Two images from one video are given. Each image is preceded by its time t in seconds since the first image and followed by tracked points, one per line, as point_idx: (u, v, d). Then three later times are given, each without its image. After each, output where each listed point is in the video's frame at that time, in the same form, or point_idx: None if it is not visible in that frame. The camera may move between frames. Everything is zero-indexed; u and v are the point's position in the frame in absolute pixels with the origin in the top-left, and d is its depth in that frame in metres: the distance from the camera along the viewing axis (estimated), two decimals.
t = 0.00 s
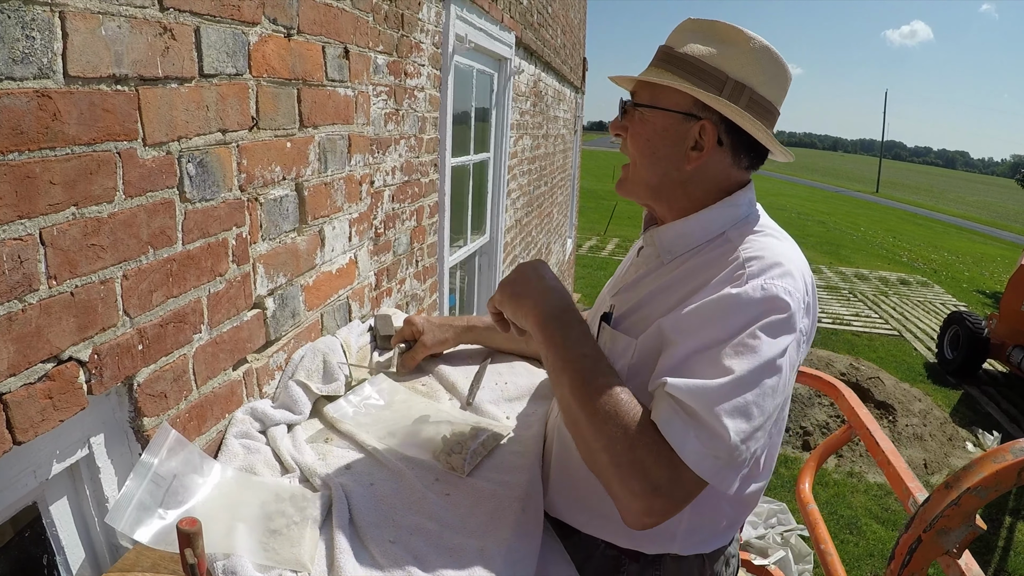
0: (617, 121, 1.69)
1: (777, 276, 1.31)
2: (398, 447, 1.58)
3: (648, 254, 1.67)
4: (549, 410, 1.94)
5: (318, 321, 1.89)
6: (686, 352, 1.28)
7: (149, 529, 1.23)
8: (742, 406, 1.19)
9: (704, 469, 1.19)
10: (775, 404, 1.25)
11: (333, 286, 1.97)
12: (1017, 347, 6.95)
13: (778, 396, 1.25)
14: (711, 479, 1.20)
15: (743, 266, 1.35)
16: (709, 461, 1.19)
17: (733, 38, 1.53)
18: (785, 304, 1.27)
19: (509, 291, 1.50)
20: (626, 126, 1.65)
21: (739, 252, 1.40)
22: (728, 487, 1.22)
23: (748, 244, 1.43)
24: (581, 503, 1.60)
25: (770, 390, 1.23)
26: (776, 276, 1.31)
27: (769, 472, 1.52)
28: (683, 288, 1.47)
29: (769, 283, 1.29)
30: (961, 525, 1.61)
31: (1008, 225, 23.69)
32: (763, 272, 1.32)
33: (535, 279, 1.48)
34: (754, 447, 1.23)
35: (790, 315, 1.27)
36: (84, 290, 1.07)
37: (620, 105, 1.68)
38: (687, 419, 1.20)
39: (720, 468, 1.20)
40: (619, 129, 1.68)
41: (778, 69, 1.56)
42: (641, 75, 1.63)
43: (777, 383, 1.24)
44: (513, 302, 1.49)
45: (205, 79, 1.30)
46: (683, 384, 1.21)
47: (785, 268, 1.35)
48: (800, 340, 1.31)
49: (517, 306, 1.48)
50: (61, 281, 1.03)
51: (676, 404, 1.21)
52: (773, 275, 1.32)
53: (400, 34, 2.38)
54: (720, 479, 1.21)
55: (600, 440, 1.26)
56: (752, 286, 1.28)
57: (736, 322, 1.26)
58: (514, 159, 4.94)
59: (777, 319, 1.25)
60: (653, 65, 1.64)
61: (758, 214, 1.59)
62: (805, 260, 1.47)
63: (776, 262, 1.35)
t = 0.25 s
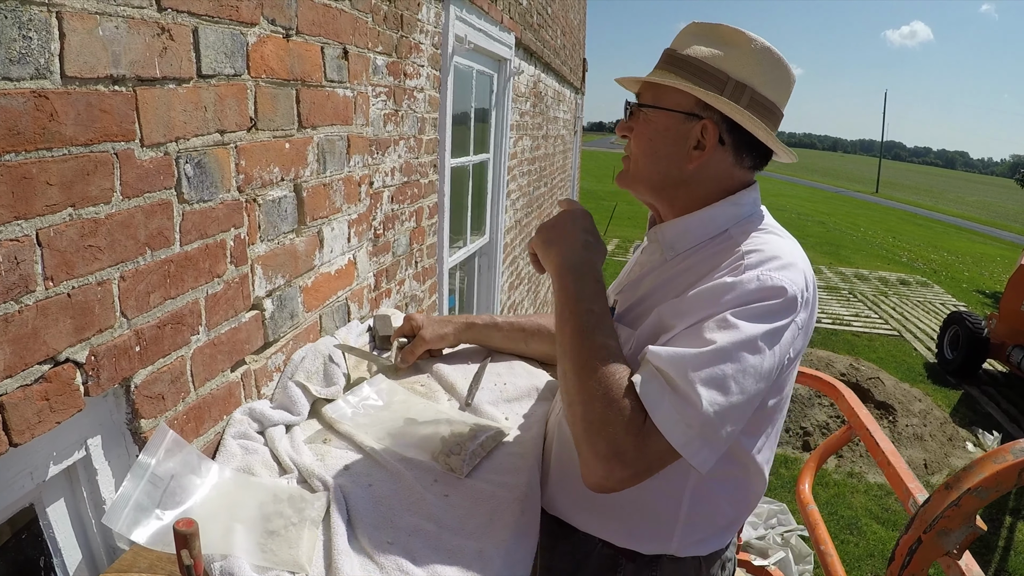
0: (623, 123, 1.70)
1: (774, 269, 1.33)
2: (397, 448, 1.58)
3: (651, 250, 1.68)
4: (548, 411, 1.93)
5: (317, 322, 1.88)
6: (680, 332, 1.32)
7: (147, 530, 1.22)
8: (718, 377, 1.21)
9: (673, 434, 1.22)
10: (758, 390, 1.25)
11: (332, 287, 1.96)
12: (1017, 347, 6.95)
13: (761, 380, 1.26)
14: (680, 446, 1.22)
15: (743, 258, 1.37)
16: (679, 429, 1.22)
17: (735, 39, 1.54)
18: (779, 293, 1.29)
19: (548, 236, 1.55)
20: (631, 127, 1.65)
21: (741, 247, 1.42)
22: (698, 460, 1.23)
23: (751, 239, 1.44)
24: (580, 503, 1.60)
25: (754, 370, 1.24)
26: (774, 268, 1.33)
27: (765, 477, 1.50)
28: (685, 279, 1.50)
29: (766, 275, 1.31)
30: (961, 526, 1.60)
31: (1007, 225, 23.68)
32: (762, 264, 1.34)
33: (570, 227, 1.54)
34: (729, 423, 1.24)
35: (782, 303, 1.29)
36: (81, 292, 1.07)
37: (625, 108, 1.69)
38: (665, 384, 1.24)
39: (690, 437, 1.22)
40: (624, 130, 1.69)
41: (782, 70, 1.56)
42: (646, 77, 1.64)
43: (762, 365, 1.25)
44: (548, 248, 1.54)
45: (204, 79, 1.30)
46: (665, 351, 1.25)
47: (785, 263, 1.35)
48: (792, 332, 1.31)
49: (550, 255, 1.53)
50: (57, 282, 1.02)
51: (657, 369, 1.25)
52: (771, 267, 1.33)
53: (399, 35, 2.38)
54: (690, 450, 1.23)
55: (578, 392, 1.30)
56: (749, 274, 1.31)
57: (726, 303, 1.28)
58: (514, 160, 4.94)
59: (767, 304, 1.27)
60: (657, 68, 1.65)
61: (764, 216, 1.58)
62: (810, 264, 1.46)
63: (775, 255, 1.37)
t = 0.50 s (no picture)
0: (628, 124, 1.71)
1: (776, 270, 1.33)
2: (394, 452, 1.58)
3: (653, 252, 1.68)
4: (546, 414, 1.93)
5: (315, 326, 1.88)
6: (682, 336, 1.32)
7: (144, 534, 1.22)
8: (725, 384, 1.20)
9: (682, 445, 1.21)
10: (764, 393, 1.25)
11: (331, 292, 1.96)
12: (1017, 348, 6.93)
13: (766, 384, 1.26)
14: (690, 456, 1.21)
15: (743, 259, 1.38)
16: (688, 439, 1.21)
17: (738, 44, 1.54)
18: (782, 294, 1.29)
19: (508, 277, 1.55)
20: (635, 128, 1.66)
21: (742, 248, 1.42)
22: (709, 469, 1.23)
23: (752, 241, 1.44)
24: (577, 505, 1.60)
25: (758, 374, 1.24)
26: (776, 269, 1.33)
27: (769, 478, 1.51)
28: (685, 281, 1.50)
29: (767, 275, 1.31)
30: (956, 531, 1.60)
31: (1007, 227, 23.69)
32: (763, 266, 1.34)
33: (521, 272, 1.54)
34: (737, 430, 1.23)
35: (786, 305, 1.29)
36: (78, 298, 1.06)
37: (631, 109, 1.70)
38: (669, 394, 1.23)
39: (699, 446, 1.21)
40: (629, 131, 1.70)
41: (783, 77, 1.56)
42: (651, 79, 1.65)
43: (766, 368, 1.25)
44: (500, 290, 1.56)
45: (201, 84, 1.30)
46: (669, 361, 1.24)
47: (787, 265, 1.35)
48: (796, 334, 1.31)
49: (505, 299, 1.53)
50: (54, 289, 1.02)
51: (661, 379, 1.24)
52: (772, 269, 1.33)
53: (398, 38, 2.38)
54: (701, 460, 1.22)
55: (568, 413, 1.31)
56: (751, 276, 1.31)
57: (729, 306, 1.28)
58: (513, 162, 4.94)
59: (771, 306, 1.27)
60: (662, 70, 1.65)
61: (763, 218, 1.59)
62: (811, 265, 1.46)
63: (775, 256, 1.37)
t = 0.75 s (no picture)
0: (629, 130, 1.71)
1: (775, 271, 1.33)
2: (395, 458, 1.57)
3: (654, 256, 1.67)
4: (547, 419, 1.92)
5: (315, 330, 1.88)
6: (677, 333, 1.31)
7: (143, 539, 1.21)
8: (716, 380, 1.20)
9: (673, 441, 1.20)
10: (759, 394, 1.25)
11: (331, 295, 1.96)
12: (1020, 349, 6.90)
13: (761, 384, 1.25)
14: (681, 452, 1.21)
15: (743, 261, 1.37)
16: (680, 435, 1.20)
17: (736, 46, 1.54)
18: (780, 295, 1.29)
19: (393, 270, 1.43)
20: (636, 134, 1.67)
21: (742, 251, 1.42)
22: (702, 467, 1.22)
23: (751, 244, 1.44)
24: (577, 510, 1.60)
25: (753, 373, 1.24)
26: (775, 271, 1.33)
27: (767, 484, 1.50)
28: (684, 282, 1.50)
29: (765, 275, 1.31)
30: (961, 539, 1.59)
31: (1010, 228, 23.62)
32: (762, 267, 1.34)
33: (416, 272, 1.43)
34: (730, 428, 1.23)
35: (783, 305, 1.28)
36: (76, 302, 1.06)
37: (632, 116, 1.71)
38: (660, 388, 1.22)
39: (691, 442, 1.20)
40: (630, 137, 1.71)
41: (782, 77, 1.56)
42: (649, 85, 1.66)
43: (761, 367, 1.25)
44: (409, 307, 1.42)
45: (200, 88, 1.30)
46: (662, 355, 1.23)
47: (786, 267, 1.35)
48: (794, 335, 1.31)
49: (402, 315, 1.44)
50: (52, 293, 1.02)
51: (652, 374, 1.24)
52: (770, 270, 1.33)
53: (398, 41, 2.38)
54: (694, 458, 1.21)
55: (534, 424, 1.26)
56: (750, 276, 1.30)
57: (724, 304, 1.28)
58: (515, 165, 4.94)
59: (768, 306, 1.27)
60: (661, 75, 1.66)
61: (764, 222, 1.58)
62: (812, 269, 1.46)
63: (776, 259, 1.37)
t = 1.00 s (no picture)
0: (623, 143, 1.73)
1: (776, 273, 1.32)
2: (396, 460, 1.57)
3: (656, 259, 1.66)
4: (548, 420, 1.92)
5: (317, 331, 1.88)
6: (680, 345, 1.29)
7: (142, 542, 1.21)
8: (728, 394, 1.19)
9: (689, 460, 1.18)
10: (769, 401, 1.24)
11: (333, 296, 1.96)
12: None
13: (772, 392, 1.24)
14: (698, 470, 1.19)
15: (742, 264, 1.36)
16: (695, 454, 1.19)
17: (716, 43, 1.54)
18: (782, 298, 1.27)
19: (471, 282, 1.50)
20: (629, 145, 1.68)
21: (741, 252, 1.41)
22: (720, 483, 1.20)
23: (751, 245, 1.43)
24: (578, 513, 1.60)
25: (762, 383, 1.22)
26: (776, 273, 1.32)
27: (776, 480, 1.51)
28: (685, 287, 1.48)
29: (766, 279, 1.29)
30: (967, 544, 1.58)
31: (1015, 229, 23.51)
32: (763, 269, 1.33)
33: (491, 289, 1.50)
34: (744, 440, 1.21)
35: (786, 310, 1.27)
36: (76, 303, 1.06)
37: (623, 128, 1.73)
38: (672, 407, 1.20)
39: (707, 460, 1.19)
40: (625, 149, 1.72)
41: (767, 68, 1.55)
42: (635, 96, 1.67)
43: (769, 376, 1.24)
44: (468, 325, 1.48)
45: (200, 89, 1.30)
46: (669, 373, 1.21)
47: (787, 267, 1.34)
48: (799, 338, 1.30)
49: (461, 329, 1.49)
50: (52, 294, 1.02)
51: (663, 392, 1.22)
52: (771, 272, 1.32)
53: (401, 42, 2.38)
54: (711, 474, 1.19)
55: (563, 442, 1.29)
56: (751, 280, 1.29)
57: (729, 314, 1.26)
58: (518, 166, 4.94)
59: (772, 311, 1.25)
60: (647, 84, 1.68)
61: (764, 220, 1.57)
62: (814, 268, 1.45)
63: (776, 260, 1.36)
